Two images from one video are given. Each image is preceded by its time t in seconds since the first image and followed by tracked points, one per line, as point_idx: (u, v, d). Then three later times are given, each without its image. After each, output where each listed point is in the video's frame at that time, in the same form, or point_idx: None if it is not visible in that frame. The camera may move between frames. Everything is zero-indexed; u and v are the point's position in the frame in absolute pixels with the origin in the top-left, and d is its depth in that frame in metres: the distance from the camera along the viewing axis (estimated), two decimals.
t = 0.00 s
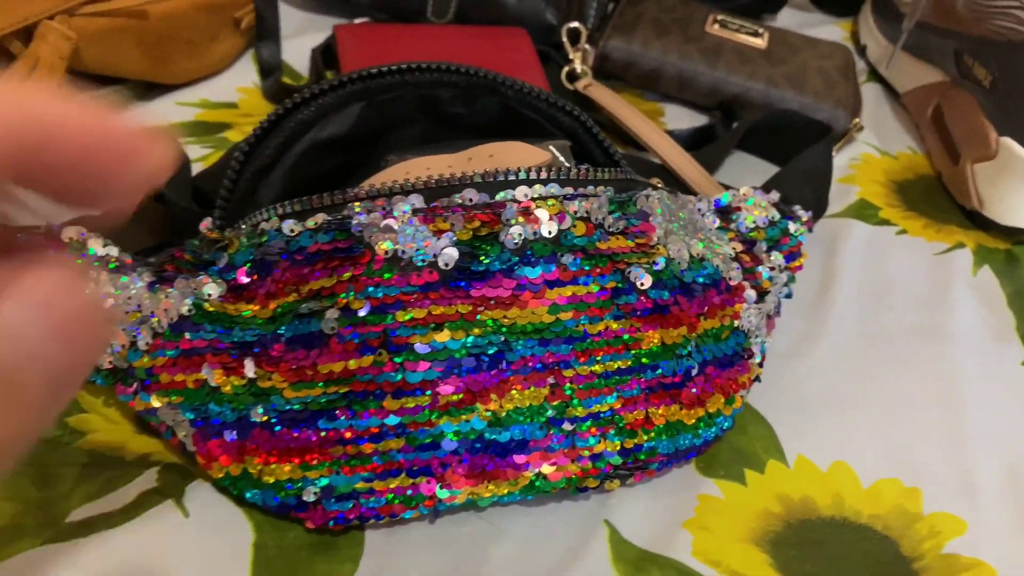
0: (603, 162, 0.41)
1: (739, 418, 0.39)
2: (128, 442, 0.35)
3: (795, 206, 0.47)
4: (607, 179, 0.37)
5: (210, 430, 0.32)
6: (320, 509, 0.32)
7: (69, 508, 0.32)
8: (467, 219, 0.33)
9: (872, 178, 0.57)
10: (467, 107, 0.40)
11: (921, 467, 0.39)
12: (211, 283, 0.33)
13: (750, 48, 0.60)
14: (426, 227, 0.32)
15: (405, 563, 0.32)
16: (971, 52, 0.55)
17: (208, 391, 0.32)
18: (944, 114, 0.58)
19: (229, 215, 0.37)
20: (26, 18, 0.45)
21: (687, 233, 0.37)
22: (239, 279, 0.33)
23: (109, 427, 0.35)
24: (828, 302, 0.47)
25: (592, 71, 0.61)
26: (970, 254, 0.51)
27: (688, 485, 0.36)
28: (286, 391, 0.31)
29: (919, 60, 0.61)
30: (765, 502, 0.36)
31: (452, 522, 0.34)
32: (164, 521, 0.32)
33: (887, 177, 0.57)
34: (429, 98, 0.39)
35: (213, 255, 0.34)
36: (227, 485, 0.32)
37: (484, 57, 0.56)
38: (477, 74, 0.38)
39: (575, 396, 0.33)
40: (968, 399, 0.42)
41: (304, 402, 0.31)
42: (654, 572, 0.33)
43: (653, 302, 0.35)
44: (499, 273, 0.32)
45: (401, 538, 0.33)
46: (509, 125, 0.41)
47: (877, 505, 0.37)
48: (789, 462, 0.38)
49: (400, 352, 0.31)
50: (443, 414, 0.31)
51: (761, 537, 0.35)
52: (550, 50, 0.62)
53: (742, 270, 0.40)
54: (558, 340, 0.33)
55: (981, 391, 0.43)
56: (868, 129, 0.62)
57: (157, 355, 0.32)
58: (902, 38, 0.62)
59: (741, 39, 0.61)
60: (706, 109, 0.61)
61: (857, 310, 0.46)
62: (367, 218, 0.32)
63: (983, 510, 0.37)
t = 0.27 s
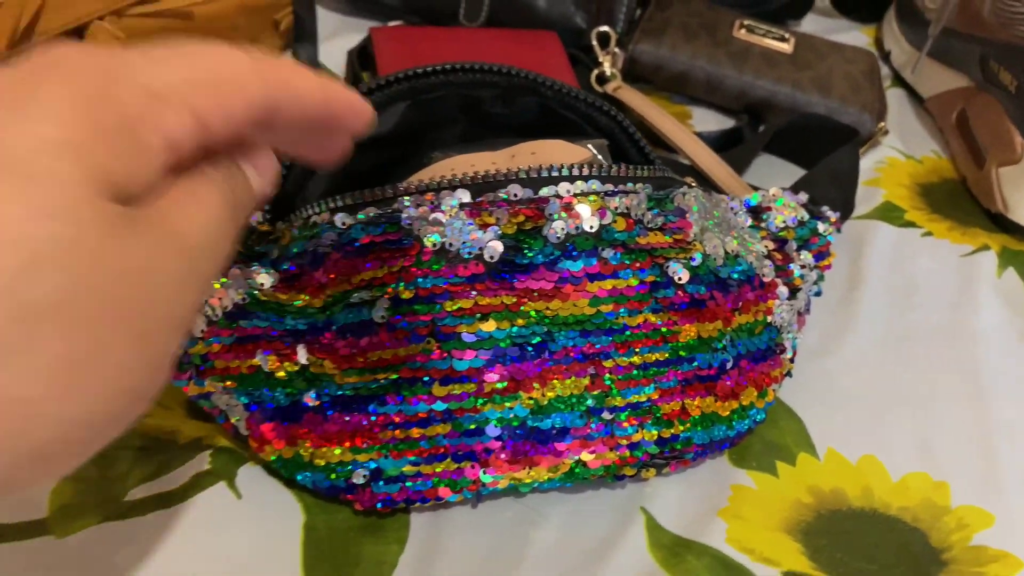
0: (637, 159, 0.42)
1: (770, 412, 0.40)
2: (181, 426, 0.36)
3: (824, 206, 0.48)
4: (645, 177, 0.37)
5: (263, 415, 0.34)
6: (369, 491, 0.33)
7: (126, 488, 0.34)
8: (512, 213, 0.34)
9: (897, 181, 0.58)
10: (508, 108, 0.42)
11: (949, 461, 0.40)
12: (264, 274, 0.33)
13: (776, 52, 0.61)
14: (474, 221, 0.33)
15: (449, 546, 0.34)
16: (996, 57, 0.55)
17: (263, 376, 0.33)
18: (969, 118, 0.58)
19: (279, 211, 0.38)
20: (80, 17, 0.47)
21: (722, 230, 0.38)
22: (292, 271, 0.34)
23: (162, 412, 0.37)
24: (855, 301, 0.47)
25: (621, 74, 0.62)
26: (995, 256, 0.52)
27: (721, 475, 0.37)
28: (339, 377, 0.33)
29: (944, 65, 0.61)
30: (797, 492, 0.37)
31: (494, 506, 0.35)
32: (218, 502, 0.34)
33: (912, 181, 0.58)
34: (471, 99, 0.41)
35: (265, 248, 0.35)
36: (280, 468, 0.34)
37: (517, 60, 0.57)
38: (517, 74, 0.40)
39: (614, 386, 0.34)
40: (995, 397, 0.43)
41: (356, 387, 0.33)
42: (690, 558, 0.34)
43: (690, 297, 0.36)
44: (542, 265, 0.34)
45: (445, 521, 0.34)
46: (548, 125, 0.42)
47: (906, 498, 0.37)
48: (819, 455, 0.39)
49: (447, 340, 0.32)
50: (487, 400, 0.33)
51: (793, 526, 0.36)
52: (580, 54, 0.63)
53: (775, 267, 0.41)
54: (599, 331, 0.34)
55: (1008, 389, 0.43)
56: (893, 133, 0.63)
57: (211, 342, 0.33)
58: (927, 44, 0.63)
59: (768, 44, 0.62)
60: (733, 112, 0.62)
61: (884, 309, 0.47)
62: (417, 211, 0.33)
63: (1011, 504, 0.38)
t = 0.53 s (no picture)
0: (659, 170, 0.42)
1: (786, 417, 0.41)
2: (215, 426, 0.38)
3: (838, 216, 0.49)
4: (665, 188, 0.38)
5: (297, 417, 0.35)
6: (399, 492, 0.34)
7: (164, 486, 0.35)
8: (538, 224, 0.34)
9: (910, 191, 0.59)
10: (532, 122, 0.43)
11: (963, 467, 0.40)
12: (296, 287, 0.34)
13: (792, 63, 0.62)
14: (502, 233, 0.34)
15: (476, 544, 0.35)
16: (1010, 70, 0.57)
17: (295, 381, 0.35)
18: (981, 129, 0.59)
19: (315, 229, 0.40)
20: (113, 27, 0.48)
21: (740, 240, 0.39)
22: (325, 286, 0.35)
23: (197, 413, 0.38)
24: (869, 309, 0.48)
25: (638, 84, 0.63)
26: (1007, 265, 0.53)
27: (739, 478, 0.38)
28: (360, 378, 0.34)
29: (957, 77, 0.62)
30: (814, 496, 0.38)
31: (519, 507, 0.36)
32: (254, 500, 0.35)
33: (925, 191, 0.59)
34: (498, 115, 0.42)
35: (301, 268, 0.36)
36: (313, 469, 0.35)
37: (538, 70, 0.59)
38: (544, 90, 0.41)
39: (636, 391, 0.35)
40: (1007, 404, 0.44)
41: (386, 394, 0.34)
42: (710, 558, 0.35)
43: (710, 305, 0.37)
44: (568, 274, 0.34)
45: (472, 520, 0.36)
46: (571, 138, 0.44)
47: (920, 501, 0.38)
48: (835, 459, 0.40)
49: (477, 347, 0.33)
50: (514, 405, 0.34)
51: (810, 529, 0.37)
52: (597, 64, 0.64)
53: (792, 277, 0.42)
54: (622, 339, 0.35)
55: (1020, 397, 0.44)
56: (905, 143, 0.64)
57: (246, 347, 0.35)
58: (940, 56, 0.64)
59: (783, 55, 0.63)
60: (748, 122, 0.63)
61: (898, 317, 0.48)
62: (446, 224, 0.33)
63: None
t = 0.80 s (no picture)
0: (655, 173, 0.43)
1: (780, 419, 0.42)
2: (213, 426, 0.38)
3: (833, 219, 0.49)
4: (656, 194, 0.39)
5: (293, 420, 0.35)
6: (394, 494, 0.35)
7: (162, 484, 0.35)
8: (530, 229, 0.35)
9: (906, 195, 0.59)
10: (530, 125, 0.43)
11: (955, 468, 0.41)
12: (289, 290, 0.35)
13: (788, 67, 0.63)
14: (494, 236, 0.35)
15: (470, 543, 0.35)
16: (1005, 75, 0.57)
17: (290, 384, 0.35)
18: (977, 133, 0.60)
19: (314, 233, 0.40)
20: (115, 31, 0.49)
21: (733, 242, 0.39)
22: (318, 291, 0.36)
23: (196, 413, 0.39)
24: (863, 312, 0.49)
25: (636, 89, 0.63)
26: (1001, 268, 0.53)
27: (732, 478, 0.39)
28: (355, 382, 0.34)
29: (954, 81, 0.63)
30: (806, 497, 0.38)
31: (514, 507, 0.37)
32: (250, 498, 0.35)
33: (921, 195, 0.59)
34: (496, 117, 0.43)
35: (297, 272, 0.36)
36: (309, 470, 0.35)
37: (535, 74, 0.59)
38: (541, 93, 0.41)
39: (628, 393, 0.35)
40: (1000, 406, 0.44)
41: (380, 398, 0.34)
42: (703, 558, 0.35)
43: (701, 307, 0.37)
44: (559, 279, 0.35)
45: (467, 521, 0.36)
46: (568, 141, 0.44)
47: (912, 502, 0.39)
48: (828, 460, 0.40)
49: (470, 352, 0.33)
50: (508, 408, 0.34)
51: (803, 530, 0.37)
52: (596, 68, 0.64)
53: (785, 279, 0.42)
54: (614, 341, 0.35)
55: (1013, 399, 0.44)
56: (902, 147, 0.64)
57: (239, 348, 0.34)
58: (936, 60, 0.64)
59: (780, 59, 0.63)
60: (745, 125, 0.64)
61: (892, 320, 0.48)
62: (440, 228, 0.35)
63: (1016, 510, 0.39)
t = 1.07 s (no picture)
0: (637, 188, 0.43)
1: (764, 430, 0.42)
2: (201, 439, 0.38)
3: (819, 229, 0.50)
4: (629, 214, 0.39)
5: (280, 436, 0.35)
6: (378, 511, 0.35)
7: (150, 497, 0.36)
8: (507, 258, 0.35)
9: (893, 206, 0.59)
10: (513, 140, 0.44)
11: (939, 479, 0.41)
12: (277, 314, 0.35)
13: (777, 78, 0.63)
14: (472, 270, 0.35)
15: (455, 556, 0.35)
16: (991, 86, 0.57)
17: (277, 402, 0.34)
18: (964, 144, 0.60)
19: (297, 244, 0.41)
20: (107, 45, 0.49)
21: (715, 257, 0.40)
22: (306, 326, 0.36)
23: (184, 426, 0.39)
24: (848, 323, 0.49)
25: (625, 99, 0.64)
26: (987, 279, 0.53)
27: (716, 491, 0.39)
28: (339, 404, 0.34)
29: (941, 92, 0.63)
30: (789, 508, 0.39)
31: (497, 523, 0.37)
32: (238, 511, 0.36)
33: (908, 205, 0.60)
34: (478, 133, 0.43)
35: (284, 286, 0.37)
36: (293, 487, 0.36)
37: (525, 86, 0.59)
38: (522, 109, 0.42)
39: (609, 410, 0.36)
40: (983, 417, 0.44)
41: (362, 420, 0.34)
42: (685, 570, 0.35)
43: (679, 323, 0.37)
44: (542, 300, 0.35)
45: (452, 535, 0.36)
46: (550, 155, 0.44)
47: (894, 514, 0.39)
48: (812, 471, 0.41)
49: (459, 375, 0.34)
50: (492, 430, 0.34)
51: (786, 541, 0.37)
52: (586, 79, 0.65)
53: (767, 291, 0.43)
54: (596, 361, 0.35)
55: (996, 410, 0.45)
56: (890, 157, 0.65)
57: (227, 364, 0.34)
58: (924, 71, 0.65)
59: (769, 70, 0.64)
60: (734, 136, 0.64)
61: (876, 332, 0.49)
62: (418, 267, 0.34)
63: (998, 521, 0.40)
